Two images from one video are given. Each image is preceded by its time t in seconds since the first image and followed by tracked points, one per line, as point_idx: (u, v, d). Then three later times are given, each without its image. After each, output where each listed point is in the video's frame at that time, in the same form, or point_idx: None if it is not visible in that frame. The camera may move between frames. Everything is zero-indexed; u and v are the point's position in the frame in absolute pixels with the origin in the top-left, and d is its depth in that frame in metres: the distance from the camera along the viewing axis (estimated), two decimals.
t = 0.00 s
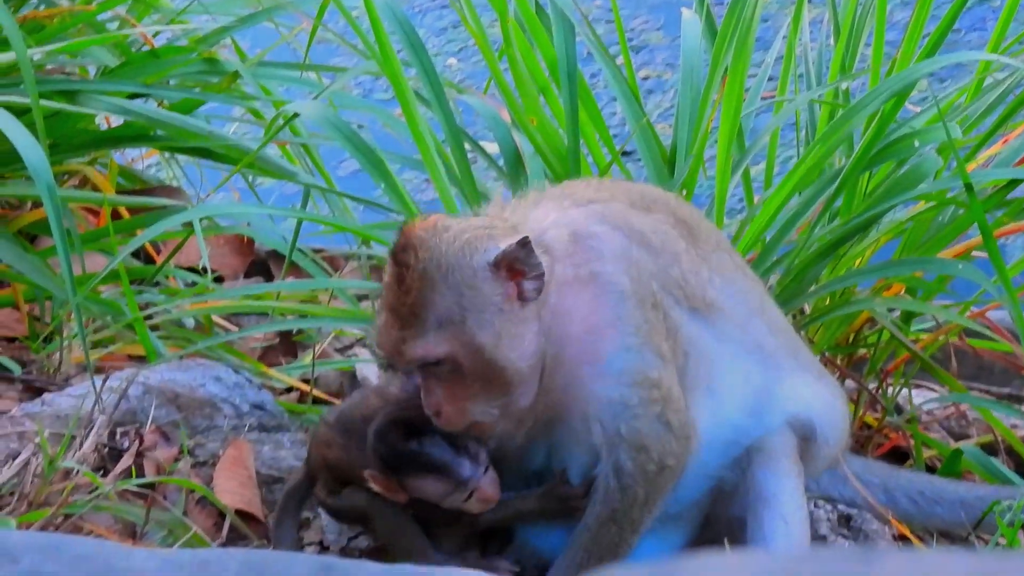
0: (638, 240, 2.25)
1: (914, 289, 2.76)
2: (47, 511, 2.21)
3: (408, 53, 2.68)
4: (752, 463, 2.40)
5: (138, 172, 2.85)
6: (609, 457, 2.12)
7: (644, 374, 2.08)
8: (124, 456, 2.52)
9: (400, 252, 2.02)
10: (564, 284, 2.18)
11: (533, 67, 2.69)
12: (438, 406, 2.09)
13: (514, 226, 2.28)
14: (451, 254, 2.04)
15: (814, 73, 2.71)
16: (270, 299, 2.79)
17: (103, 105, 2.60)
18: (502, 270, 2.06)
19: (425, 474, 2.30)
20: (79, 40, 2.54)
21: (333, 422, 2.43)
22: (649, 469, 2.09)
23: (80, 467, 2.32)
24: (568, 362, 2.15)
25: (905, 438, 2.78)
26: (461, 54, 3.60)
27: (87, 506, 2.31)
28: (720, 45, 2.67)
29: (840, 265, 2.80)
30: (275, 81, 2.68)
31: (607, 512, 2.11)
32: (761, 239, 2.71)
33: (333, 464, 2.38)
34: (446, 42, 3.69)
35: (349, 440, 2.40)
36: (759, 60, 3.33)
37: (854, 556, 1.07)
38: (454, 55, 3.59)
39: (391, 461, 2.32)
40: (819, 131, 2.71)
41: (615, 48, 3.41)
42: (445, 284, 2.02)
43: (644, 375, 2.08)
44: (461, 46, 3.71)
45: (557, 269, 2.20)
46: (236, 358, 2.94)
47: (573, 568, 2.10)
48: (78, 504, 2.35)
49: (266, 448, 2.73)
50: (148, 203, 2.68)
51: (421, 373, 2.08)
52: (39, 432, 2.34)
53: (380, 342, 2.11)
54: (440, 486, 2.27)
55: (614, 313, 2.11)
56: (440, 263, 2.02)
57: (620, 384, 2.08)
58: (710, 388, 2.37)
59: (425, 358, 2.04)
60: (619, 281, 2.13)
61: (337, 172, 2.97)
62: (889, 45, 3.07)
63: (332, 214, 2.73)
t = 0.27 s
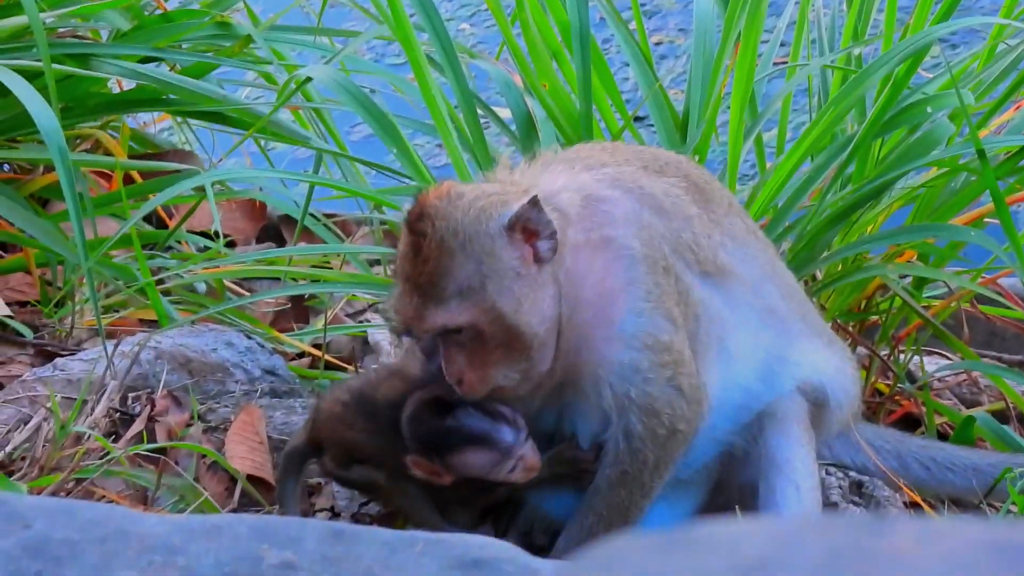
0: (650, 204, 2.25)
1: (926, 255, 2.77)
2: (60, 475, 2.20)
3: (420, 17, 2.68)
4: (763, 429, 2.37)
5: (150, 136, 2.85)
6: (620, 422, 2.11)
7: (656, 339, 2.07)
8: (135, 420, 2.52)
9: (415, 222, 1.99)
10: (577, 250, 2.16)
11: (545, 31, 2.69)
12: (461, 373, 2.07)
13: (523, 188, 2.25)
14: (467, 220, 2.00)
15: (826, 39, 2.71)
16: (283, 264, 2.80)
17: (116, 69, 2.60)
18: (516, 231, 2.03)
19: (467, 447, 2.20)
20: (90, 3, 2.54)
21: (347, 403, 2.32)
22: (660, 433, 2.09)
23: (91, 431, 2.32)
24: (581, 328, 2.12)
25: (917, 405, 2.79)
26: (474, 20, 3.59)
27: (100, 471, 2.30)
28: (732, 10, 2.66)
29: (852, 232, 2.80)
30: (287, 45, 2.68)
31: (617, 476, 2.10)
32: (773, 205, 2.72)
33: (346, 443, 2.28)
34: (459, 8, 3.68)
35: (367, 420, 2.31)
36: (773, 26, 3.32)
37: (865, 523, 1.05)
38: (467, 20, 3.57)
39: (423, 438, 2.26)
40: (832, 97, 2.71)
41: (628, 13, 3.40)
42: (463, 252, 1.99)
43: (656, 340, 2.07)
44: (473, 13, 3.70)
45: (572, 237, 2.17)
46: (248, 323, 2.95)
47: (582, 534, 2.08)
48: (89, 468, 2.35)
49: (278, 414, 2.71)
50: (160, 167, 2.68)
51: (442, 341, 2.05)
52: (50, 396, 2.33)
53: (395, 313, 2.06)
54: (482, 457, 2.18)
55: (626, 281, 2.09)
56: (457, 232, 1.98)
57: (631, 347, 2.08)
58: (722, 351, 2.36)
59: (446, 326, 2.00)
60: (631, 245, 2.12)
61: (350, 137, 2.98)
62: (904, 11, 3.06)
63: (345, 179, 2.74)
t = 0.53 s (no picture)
0: (662, 191, 2.25)
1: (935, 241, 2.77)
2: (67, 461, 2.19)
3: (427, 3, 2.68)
4: (772, 417, 2.38)
5: (158, 121, 2.85)
6: (633, 409, 2.12)
7: (668, 327, 2.08)
8: (143, 406, 2.52)
9: (428, 222, 1.96)
10: (594, 242, 2.13)
11: (552, 16, 2.68)
12: (489, 366, 2.08)
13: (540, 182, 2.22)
14: (482, 218, 2.00)
15: (834, 25, 2.71)
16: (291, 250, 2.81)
17: (124, 54, 2.61)
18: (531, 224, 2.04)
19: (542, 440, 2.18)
20: None
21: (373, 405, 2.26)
22: (672, 421, 2.10)
23: (98, 416, 2.32)
24: (595, 314, 2.12)
25: (925, 391, 2.80)
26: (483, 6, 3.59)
27: (108, 456, 2.30)
28: None
29: (860, 217, 2.80)
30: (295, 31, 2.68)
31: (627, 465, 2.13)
32: (780, 192, 2.73)
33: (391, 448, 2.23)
34: None
35: (422, 429, 2.30)
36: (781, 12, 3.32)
37: (876, 510, 1.00)
38: (475, 6, 3.57)
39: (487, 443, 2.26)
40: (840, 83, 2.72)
41: None
42: (481, 250, 1.99)
43: (669, 328, 2.08)
44: None
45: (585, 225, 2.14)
46: (256, 308, 2.95)
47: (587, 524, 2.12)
48: (97, 453, 2.35)
49: (286, 400, 2.69)
50: (169, 152, 2.68)
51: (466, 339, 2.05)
52: (58, 381, 2.32)
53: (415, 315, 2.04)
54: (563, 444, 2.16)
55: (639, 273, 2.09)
56: (473, 230, 1.98)
57: (644, 336, 2.08)
58: (733, 336, 2.35)
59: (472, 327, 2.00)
60: (643, 232, 2.12)
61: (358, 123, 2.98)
62: None
63: (353, 164, 2.74)
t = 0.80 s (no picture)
0: (669, 188, 2.25)
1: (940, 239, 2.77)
2: (69, 457, 2.18)
3: None
4: (776, 413, 2.38)
5: (162, 117, 2.85)
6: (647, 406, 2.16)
7: (686, 325, 2.10)
8: (146, 402, 2.52)
9: (450, 236, 1.92)
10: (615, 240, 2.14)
11: (557, 14, 2.68)
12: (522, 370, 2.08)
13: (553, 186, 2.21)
14: (504, 224, 1.97)
15: (839, 23, 2.72)
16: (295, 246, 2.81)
17: (128, 50, 2.61)
18: (552, 225, 2.04)
19: (585, 427, 2.08)
20: None
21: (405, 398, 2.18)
22: (684, 417, 2.13)
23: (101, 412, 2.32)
24: (605, 310, 2.12)
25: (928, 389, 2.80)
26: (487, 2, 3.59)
27: (110, 452, 2.30)
28: None
29: (864, 215, 2.80)
30: (300, 27, 2.68)
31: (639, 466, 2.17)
32: (784, 189, 2.73)
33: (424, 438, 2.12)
34: None
35: (459, 422, 2.19)
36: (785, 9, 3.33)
37: (881, 508, 0.99)
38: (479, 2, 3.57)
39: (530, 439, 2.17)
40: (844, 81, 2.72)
41: None
42: (508, 257, 1.97)
43: (687, 326, 2.10)
44: None
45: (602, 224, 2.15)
46: (260, 304, 2.95)
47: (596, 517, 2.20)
48: (100, 449, 2.35)
49: (289, 396, 2.68)
50: (173, 148, 2.68)
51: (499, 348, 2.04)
52: (61, 377, 2.32)
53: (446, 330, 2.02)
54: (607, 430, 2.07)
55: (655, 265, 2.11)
56: (497, 237, 1.95)
57: (662, 333, 2.09)
58: (739, 332, 2.35)
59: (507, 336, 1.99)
60: (656, 229, 2.14)
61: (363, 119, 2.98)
62: None
63: (357, 160, 2.74)
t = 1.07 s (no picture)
0: (672, 190, 2.25)
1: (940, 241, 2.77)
2: (69, 458, 2.18)
3: None
4: (777, 414, 2.37)
5: (163, 118, 2.85)
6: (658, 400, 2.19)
7: (693, 325, 2.13)
8: (147, 403, 2.52)
9: (462, 225, 1.97)
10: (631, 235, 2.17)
11: (558, 15, 2.69)
12: (534, 367, 2.04)
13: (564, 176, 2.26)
14: (515, 213, 2.03)
15: (840, 25, 2.72)
16: (296, 248, 2.81)
17: (130, 51, 2.61)
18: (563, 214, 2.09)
19: (639, 404, 2.02)
20: None
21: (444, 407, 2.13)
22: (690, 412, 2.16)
23: (102, 413, 2.32)
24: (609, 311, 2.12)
25: (928, 391, 2.81)
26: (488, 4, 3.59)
27: (110, 452, 2.29)
28: None
29: (865, 217, 2.80)
30: (301, 28, 2.69)
31: (643, 466, 2.21)
32: (785, 190, 2.74)
33: (465, 453, 2.08)
34: None
35: (503, 430, 2.14)
36: (787, 12, 3.33)
37: (880, 508, 0.99)
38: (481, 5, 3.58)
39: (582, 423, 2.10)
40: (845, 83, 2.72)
41: None
42: (519, 244, 2.01)
43: (694, 326, 2.13)
44: None
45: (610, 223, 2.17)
46: (260, 306, 2.95)
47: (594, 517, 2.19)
48: (100, 450, 2.35)
49: (290, 397, 2.68)
50: (173, 149, 2.68)
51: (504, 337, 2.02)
52: (62, 378, 2.32)
53: (458, 322, 2.04)
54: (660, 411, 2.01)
55: (662, 259, 2.14)
56: (509, 224, 2.01)
57: (671, 332, 2.12)
58: (745, 330, 2.37)
59: (519, 321, 2.00)
60: (667, 230, 2.17)
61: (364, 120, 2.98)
62: None
63: (358, 162, 2.74)
